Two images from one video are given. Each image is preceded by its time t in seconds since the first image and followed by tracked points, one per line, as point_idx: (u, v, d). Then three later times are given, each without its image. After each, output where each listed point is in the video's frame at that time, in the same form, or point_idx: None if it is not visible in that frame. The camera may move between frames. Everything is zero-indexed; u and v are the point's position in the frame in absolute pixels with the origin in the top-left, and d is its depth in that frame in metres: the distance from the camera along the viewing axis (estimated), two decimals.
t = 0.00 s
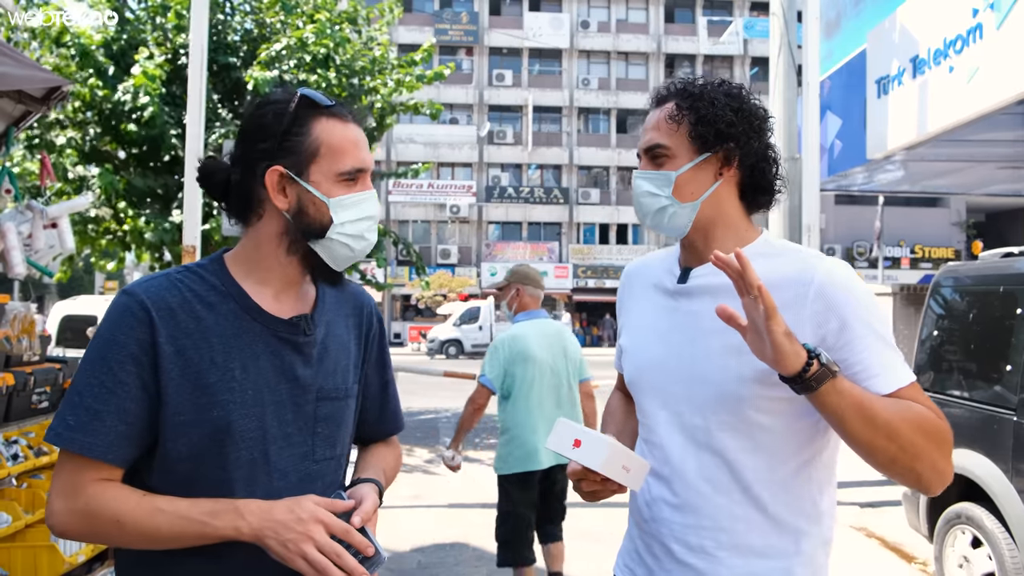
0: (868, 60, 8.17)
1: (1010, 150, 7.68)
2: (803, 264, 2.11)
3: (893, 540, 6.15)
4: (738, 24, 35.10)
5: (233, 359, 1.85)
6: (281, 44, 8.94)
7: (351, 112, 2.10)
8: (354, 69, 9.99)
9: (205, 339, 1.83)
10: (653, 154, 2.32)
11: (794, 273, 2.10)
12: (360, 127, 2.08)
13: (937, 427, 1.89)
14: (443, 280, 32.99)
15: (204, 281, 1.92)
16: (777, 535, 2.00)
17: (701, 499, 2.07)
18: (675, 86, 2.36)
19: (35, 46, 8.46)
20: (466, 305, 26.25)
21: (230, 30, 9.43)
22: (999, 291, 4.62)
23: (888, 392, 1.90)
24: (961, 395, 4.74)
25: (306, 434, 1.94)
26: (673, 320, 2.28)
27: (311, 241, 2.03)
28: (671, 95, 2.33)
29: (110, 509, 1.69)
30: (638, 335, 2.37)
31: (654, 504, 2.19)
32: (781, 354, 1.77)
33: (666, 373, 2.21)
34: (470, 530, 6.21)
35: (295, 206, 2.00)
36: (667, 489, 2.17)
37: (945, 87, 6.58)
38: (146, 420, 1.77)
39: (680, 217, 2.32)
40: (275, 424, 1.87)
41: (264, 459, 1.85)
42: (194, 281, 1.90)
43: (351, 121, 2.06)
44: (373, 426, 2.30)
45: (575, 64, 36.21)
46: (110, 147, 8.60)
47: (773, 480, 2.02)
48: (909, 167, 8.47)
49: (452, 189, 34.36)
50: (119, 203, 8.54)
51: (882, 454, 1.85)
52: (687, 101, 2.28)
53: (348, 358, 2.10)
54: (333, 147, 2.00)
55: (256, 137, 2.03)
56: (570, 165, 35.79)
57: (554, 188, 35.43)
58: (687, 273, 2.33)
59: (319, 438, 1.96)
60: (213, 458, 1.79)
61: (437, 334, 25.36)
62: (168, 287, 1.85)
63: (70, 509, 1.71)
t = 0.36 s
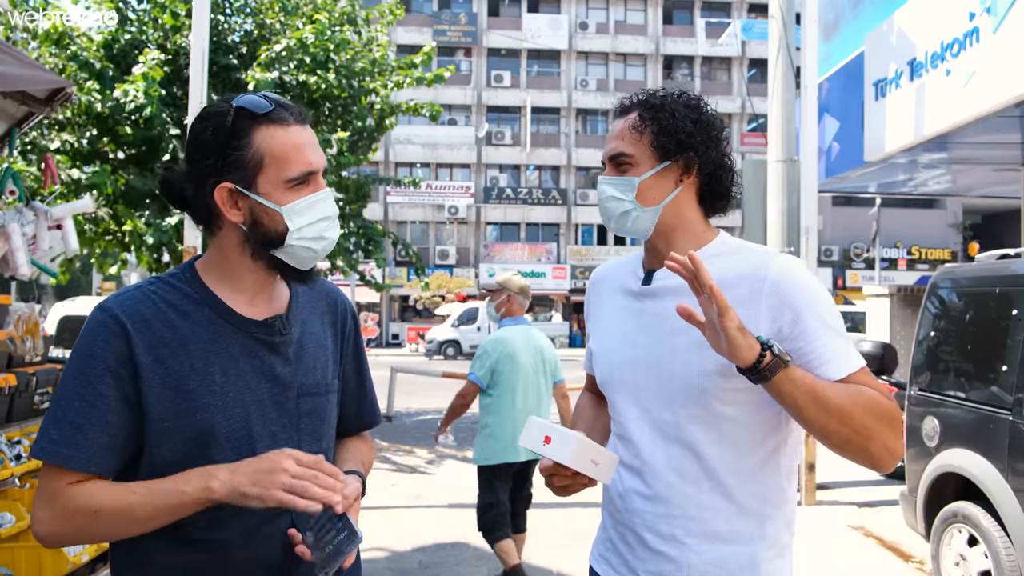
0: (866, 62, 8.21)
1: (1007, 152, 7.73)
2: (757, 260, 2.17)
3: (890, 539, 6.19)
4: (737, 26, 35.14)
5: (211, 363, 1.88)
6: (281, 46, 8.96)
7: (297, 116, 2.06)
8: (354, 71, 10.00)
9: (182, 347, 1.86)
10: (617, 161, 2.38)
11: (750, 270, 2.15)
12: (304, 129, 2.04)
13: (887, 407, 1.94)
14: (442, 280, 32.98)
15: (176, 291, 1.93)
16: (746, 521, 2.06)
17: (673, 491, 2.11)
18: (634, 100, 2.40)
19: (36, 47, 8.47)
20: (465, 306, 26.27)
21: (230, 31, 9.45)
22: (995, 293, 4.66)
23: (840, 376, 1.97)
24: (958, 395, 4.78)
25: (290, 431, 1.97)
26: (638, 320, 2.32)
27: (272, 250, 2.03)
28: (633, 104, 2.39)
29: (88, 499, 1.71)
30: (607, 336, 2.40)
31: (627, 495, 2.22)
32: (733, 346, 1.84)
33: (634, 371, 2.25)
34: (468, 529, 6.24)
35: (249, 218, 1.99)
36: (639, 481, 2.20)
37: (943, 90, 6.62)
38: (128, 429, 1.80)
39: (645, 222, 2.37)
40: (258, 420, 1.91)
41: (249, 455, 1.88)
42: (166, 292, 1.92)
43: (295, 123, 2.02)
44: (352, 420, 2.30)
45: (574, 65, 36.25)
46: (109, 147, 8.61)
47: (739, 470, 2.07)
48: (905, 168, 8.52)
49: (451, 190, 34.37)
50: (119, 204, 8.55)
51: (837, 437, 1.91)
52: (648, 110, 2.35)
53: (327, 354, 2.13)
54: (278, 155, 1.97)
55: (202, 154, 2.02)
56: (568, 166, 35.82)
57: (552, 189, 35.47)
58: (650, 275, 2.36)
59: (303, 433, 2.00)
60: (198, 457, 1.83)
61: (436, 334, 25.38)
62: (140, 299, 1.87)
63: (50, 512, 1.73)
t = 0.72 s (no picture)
0: (860, 64, 8.26)
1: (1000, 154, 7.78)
2: (720, 266, 2.23)
3: (884, 538, 6.24)
4: (732, 27, 35.20)
5: (189, 364, 1.88)
6: (278, 47, 8.97)
7: (284, 120, 2.07)
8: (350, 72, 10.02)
9: (164, 350, 1.86)
10: (597, 172, 2.43)
11: (713, 275, 2.22)
12: (291, 132, 2.06)
13: (818, 434, 2.01)
14: (437, 281, 33.01)
15: (156, 292, 1.93)
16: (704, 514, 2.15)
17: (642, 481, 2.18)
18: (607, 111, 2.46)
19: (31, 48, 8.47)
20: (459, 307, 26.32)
21: (226, 32, 9.46)
22: (987, 294, 4.71)
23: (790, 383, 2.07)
24: (953, 395, 4.81)
25: (275, 427, 1.96)
26: (608, 319, 2.37)
27: (253, 249, 2.01)
28: (610, 116, 2.44)
29: (65, 485, 1.70)
30: (580, 334, 2.45)
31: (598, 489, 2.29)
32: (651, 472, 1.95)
33: (606, 368, 2.32)
34: (464, 529, 6.28)
35: (234, 216, 1.98)
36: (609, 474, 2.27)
37: (936, 93, 6.67)
38: (112, 429, 1.80)
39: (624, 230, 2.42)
40: (243, 418, 1.91)
41: (235, 454, 1.88)
42: (146, 293, 1.92)
43: (282, 127, 2.04)
44: (341, 414, 2.29)
45: (569, 66, 36.30)
46: (104, 148, 8.62)
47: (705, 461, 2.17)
48: (899, 170, 8.57)
49: (446, 191, 34.38)
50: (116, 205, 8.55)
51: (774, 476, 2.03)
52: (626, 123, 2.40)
53: (312, 352, 2.12)
54: (266, 157, 1.98)
55: (188, 153, 2.01)
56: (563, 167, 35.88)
57: (547, 190, 35.52)
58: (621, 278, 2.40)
59: (288, 429, 1.98)
60: (184, 458, 1.83)
61: (430, 335, 25.41)
62: (121, 302, 1.87)
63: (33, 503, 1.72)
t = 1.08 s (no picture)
0: (854, 66, 8.32)
1: (994, 155, 7.84)
2: (702, 273, 2.33)
3: (878, 537, 6.29)
4: (726, 28, 35.33)
5: (192, 368, 1.83)
6: (274, 47, 8.99)
7: (285, 124, 2.10)
8: (347, 72, 10.06)
9: (164, 353, 1.82)
10: (581, 182, 2.46)
11: (694, 282, 2.30)
12: (294, 136, 2.09)
13: (775, 440, 2.21)
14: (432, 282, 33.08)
15: (157, 297, 1.89)
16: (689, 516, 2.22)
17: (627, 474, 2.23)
18: (590, 123, 2.51)
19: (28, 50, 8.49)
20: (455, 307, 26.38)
21: (223, 33, 9.47)
22: (981, 294, 4.76)
23: (760, 384, 2.21)
24: (947, 395, 4.86)
25: (281, 424, 1.94)
26: (591, 323, 2.38)
27: (262, 247, 2.03)
28: (593, 127, 2.49)
29: (87, 507, 1.74)
30: (562, 336, 2.45)
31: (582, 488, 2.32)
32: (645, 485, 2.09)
33: (592, 370, 2.33)
34: (462, 529, 6.32)
35: (241, 216, 2.00)
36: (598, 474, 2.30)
37: (930, 95, 6.73)
38: (116, 436, 1.77)
39: (610, 238, 2.44)
40: (249, 416, 1.88)
41: (239, 452, 1.86)
42: (147, 300, 1.88)
43: (285, 130, 2.06)
44: (343, 410, 2.31)
45: (564, 67, 36.36)
46: (101, 149, 8.64)
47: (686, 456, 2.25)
48: (893, 171, 8.62)
49: (441, 192, 34.41)
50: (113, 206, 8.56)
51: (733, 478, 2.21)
52: (607, 136, 2.47)
53: (314, 348, 2.12)
54: (272, 159, 2.00)
55: (193, 154, 2.00)
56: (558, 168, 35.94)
57: (543, 190, 35.58)
58: (602, 283, 2.42)
59: (294, 426, 1.98)
60: (191, 457, 1.82)
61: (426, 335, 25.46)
62: (120, 309, 1.83)
63: (59, 519, 1.77)
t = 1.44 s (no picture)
0: (851, 68, 8.37)
1: (989, 157, 7.90)
2: (696, 273, 2.37)
3: (874, 535, 6.35)
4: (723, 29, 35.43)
5: (229, 366, 1.83)
6: (272, 48, 9.00)
7: (334, 129, 2.14)
8: (346, 73, 10.11)
9: (200, 349, 1.81)
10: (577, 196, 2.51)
11: (689, 281, 2.35)
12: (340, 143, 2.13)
13: (771, 430, 2.26)
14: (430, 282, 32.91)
15: (192, 294, 1.88)
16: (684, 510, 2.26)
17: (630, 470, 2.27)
18: (599, 135, 2.53)
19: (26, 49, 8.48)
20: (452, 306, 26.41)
21: (221, 32, 9.43)
22: (975, 294, 4.81)
23: (753, 376, 2.26)
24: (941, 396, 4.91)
25: (304, 428, 1.96)
26: (589, 323, 2.41)
27: (304, 249, 2.04)
28: (593, 141, 2.52)
29: (110, 501, 1.71)
30: (560, 337, 2.47)
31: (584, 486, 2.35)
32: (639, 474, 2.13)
33: (590, 370, 2.36)
34: (463, 528, 6.35)
35: (291, 216, 1.99)
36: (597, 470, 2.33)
37: (926, 96, 6.79)
38: (147, 428, 1.76)
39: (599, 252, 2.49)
40: (276, 419, 1.89)
41: (264, 455, 1.87)
42: (182, 294, 1.87)
43: (333, 137, 2.10)
44: (356, 415, 2.33)
45: (561, 67, 36.41)
46: (100, 148, 8.66)
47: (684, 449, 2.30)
48: (889, 172, 8.68)
49: (439, 192, 34.40)
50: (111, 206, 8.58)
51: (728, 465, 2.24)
52: (607, 152, 2.50)
53: (336, 352, 2.13)
54: (324, 163, 2.02)
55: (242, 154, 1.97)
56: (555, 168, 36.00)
57: (540, 190, 35.64)
58: (599, 285, 2.46)
59: (317, 429, 1.99)
60: (219, 456, 1.81)
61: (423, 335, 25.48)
62: (158, 303, 1.82)
63: (73, 511, 1.72)
